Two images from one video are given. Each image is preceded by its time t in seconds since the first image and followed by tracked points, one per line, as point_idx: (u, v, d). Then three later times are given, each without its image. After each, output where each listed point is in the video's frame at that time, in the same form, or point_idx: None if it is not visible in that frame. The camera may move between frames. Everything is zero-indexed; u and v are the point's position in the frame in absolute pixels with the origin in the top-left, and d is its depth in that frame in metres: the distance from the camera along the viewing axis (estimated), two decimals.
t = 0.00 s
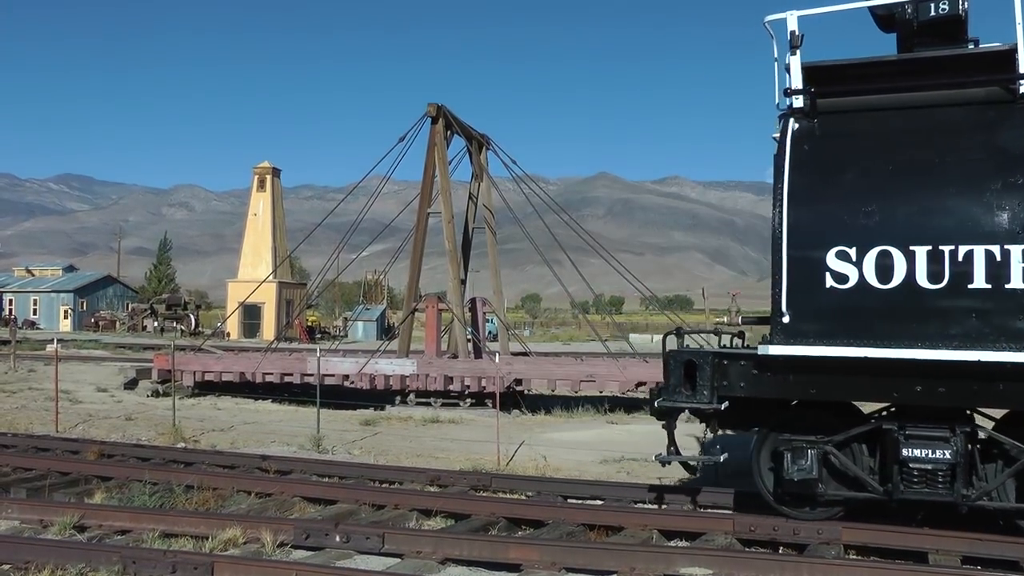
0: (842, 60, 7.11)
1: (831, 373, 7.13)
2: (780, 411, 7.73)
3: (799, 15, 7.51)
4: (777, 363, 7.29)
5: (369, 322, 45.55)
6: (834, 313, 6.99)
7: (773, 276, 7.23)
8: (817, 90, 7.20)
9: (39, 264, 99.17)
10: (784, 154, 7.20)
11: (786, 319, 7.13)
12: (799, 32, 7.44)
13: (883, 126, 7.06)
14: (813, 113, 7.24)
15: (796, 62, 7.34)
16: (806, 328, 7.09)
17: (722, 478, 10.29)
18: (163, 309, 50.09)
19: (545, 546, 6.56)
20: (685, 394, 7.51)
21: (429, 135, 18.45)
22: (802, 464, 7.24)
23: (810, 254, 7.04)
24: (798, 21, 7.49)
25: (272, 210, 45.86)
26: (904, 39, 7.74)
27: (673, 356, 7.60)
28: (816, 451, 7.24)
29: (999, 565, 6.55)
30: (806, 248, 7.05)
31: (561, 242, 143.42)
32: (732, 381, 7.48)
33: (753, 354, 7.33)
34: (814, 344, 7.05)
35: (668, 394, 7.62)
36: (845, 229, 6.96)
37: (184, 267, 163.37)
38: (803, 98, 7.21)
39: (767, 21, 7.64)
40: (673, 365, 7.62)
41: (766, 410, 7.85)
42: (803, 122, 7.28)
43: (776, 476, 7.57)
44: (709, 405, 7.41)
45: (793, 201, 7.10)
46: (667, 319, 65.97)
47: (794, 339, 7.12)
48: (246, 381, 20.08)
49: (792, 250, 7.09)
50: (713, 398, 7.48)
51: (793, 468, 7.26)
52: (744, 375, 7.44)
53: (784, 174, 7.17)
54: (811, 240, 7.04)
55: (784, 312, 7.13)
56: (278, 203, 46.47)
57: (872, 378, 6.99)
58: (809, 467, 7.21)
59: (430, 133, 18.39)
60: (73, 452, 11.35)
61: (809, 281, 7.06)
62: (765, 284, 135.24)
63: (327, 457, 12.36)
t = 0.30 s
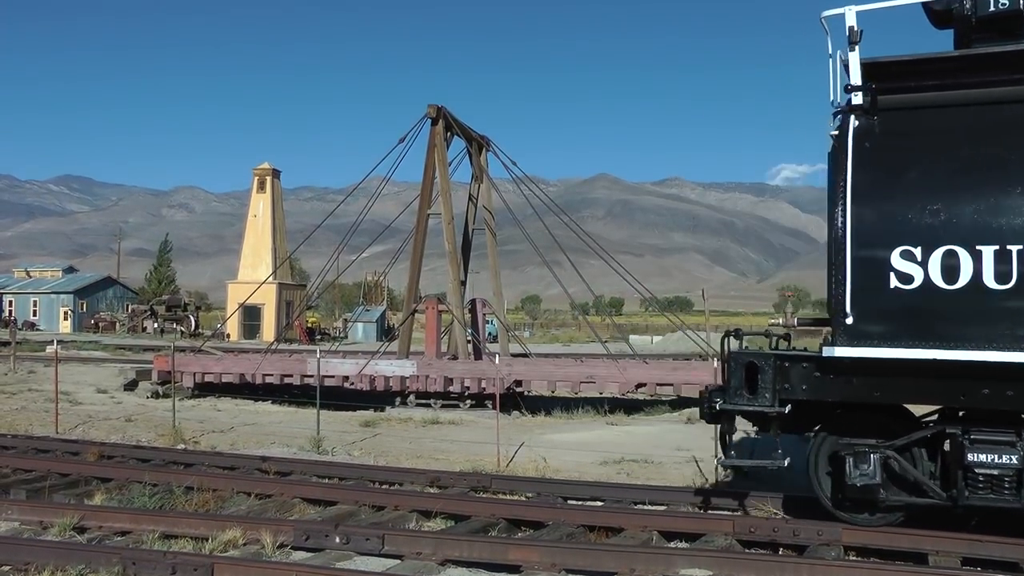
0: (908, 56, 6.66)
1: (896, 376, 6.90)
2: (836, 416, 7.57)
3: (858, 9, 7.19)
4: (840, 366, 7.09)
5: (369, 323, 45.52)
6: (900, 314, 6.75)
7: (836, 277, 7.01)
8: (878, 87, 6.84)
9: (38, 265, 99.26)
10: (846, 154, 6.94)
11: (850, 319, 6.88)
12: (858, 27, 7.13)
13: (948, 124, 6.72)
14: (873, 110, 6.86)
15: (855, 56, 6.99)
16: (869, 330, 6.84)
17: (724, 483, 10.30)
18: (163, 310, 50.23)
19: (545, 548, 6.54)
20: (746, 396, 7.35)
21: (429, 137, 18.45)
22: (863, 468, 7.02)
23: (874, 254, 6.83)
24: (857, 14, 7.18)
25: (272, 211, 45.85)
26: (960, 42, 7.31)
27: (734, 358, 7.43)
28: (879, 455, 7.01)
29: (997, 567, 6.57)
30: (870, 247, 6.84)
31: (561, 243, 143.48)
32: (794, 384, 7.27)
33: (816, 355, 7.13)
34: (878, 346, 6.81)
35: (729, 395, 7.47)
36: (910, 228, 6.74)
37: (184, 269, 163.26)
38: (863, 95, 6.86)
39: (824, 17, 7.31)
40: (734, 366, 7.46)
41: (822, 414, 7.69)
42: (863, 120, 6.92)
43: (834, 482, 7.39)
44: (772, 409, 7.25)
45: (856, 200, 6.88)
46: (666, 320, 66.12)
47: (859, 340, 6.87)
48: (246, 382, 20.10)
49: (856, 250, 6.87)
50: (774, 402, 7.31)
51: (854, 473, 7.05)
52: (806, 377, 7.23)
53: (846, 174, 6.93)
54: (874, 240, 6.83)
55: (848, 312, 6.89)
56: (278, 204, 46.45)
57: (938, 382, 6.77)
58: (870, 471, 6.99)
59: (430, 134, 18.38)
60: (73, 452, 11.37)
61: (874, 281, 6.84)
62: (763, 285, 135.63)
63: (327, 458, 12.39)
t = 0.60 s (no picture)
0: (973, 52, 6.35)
1: (964, 380, 6.53)
2: (896, 420, 7.23)
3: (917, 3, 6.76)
4: (905, 368, 6.71)
5: (370, 324, 45.51)
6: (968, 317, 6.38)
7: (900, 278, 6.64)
8: (940, 83, 6.49)
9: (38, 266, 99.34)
10: (910, 153, 6.59)
11: (916, 321, 6.51)
12: (920, 23, 6.71)
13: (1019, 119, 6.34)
14: (936, 107, 6.51)
15: (917, 53, 6.61)
16: (936, 332, 6.46)
17: (725, 487, 10.28)
18: (163, 311, 50.19)
19: (545, 548, 6.53)
20: (811, 400, 6.91)
21: (429, 138, 18.46)
22: (928, 473, 6.63)
23: (941, 253, 6.47)
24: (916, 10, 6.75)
25: (272, 212, 45.84)
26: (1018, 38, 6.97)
27: (797, 360, 6.99)
28: (945, 459, 6.64)
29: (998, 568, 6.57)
30: (936, 246, 6.48)
31: (561, 245, 143.62)
32: (858, 387, 6.85)
33: (881, 357, 6.73)
34: (947, 349, 6.42)
35: (791, 398, 7.04)
36: (979, 227, 6.38)
37: (184, 270, 163.26)
38: (925, 92, 6.50)
39: (883, 12, 6.88)
40: (798, 367, 7.02)
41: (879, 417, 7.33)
42: (926, 117, 6.55)
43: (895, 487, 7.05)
44: (838, 413, 6.81)
45: (922, 198, 6.52)
46: (665, 320, 66.26)
47: (926, 342, 6.49)
48: (247, 384, 20.10)
49: (922, 250, 6.51)
50: (839, 406, 6.86)
51: (920, 478, 6.66)
52: (870, 380, 6.82)
53: (912, 170, 6.56)
54: (940, 240, 6.47)
55: (914, 314, 6.52)
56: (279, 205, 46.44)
57: (1007, 387, 6.42)
58: (935, 475, 6.61)
59: (430, 135, 18.40)
60: (73, 454, 11.35)
61: (940, 282, 6.47)
62: (763, 286, 136.02)
63: (328, 459, 12.38)
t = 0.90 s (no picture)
0: None
1: None
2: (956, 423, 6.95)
3: None
4: (971, 370, 6.54)
5: (370, 325, 45.50)
6: None
7: (970, 277, 6.54)
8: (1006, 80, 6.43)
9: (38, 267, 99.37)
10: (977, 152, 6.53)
11: (985, 322, 6.40)
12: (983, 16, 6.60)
13: None
14: (1002, 103, 6.46)
15: (982, 48, 6.53)
16: (1005, 334, 6.35)
17: (726, 488, 10.27)
18: (163, 312, 50.16)
19: (545, 549, 6.51)
20: (878, 403, 6.78)
21: (430, 139, 18.47)
22: (994, 478, 6.48)
23: (1009, 254, 6.39)
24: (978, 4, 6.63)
25: (272, 213, 45.86)
26: None
27: (864, 362, 6.86)
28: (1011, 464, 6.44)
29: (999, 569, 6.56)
30: (1005, 247, 6.41)
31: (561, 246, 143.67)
32: (925, 391, 6.68)
33: (948, 359, 6.57)
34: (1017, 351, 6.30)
35: (857, 402, 6.89)
36: None
37: (184, 271, 163.26)
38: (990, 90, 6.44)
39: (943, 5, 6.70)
40: (865, 370, 6.87)
41: (946, 421, 7.06)
42: (992, 114, 6.50)
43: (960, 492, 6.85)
44: (906, 417, 6.69)
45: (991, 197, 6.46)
46: (665, 321, 66.31)
47: (994, 344, 6.37)
48: (246, 385, 20.10)
49: (991, 250, 6.44)
50: (906, 409, 6.72)
51: (987, 483, 6.50)
52: (937, 383, 6.66)
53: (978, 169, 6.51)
54: (1009, 240, 6.39)
55: (983, 315, 6.41)
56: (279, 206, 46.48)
57: None
58: (1001, 481, 6.45)
59: (430, 136, 18.41)
60: (72, 455, 11.33)
61: (1012, 282, 6.37)
62: (762, 287, 136.15)
63: (329, 460, 12.38)
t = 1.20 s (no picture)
0: None
1: None
2: None
3: None
4: None
5: (370, 325, 45.50)
6: None
7: None
8: None
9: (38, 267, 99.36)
10: None
11: None
12: None
13: None
14: None
15: None
16: None
17: (726, 490, 10.27)
18: (163, 313, 50.18)
19: (545, 550, 6.51)
20: (947, 408, 6.56)
21: (429, 139, 18.48)
22: None
23: None
24: None
25: (273, 213, 45.86)
26: None
27: (930, 365, 6.66)
28: None
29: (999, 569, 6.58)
30: None
31: (561, 247, 143.81)
32: (994, 394, 6.52)
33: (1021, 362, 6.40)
34: None
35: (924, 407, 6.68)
36: None
37: (184, 271, 163.26)
38: None
39: None
40: (932, 375, 6.66)
41: (1011, 425, 6.87)
42: None
43: None
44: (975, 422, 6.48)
45: None
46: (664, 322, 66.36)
47: None
48: (246, 385, 20.12)
49: None
50: (975, 414, 6.53)
51: None
52: (1007, 386, 6.49)
53: None
54: None
55: None
56: (279, 206, 46.51)
57: None
58: None
59: (430, 137, 18.42)
60: (72, 456, 11.34)
61: None
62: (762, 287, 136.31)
63: (328, 460, 12.42)
